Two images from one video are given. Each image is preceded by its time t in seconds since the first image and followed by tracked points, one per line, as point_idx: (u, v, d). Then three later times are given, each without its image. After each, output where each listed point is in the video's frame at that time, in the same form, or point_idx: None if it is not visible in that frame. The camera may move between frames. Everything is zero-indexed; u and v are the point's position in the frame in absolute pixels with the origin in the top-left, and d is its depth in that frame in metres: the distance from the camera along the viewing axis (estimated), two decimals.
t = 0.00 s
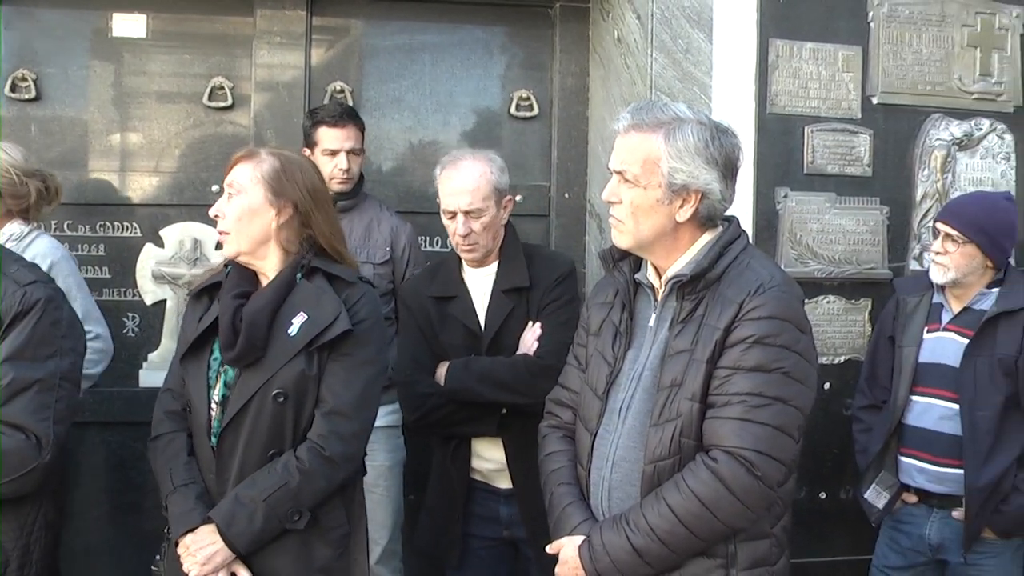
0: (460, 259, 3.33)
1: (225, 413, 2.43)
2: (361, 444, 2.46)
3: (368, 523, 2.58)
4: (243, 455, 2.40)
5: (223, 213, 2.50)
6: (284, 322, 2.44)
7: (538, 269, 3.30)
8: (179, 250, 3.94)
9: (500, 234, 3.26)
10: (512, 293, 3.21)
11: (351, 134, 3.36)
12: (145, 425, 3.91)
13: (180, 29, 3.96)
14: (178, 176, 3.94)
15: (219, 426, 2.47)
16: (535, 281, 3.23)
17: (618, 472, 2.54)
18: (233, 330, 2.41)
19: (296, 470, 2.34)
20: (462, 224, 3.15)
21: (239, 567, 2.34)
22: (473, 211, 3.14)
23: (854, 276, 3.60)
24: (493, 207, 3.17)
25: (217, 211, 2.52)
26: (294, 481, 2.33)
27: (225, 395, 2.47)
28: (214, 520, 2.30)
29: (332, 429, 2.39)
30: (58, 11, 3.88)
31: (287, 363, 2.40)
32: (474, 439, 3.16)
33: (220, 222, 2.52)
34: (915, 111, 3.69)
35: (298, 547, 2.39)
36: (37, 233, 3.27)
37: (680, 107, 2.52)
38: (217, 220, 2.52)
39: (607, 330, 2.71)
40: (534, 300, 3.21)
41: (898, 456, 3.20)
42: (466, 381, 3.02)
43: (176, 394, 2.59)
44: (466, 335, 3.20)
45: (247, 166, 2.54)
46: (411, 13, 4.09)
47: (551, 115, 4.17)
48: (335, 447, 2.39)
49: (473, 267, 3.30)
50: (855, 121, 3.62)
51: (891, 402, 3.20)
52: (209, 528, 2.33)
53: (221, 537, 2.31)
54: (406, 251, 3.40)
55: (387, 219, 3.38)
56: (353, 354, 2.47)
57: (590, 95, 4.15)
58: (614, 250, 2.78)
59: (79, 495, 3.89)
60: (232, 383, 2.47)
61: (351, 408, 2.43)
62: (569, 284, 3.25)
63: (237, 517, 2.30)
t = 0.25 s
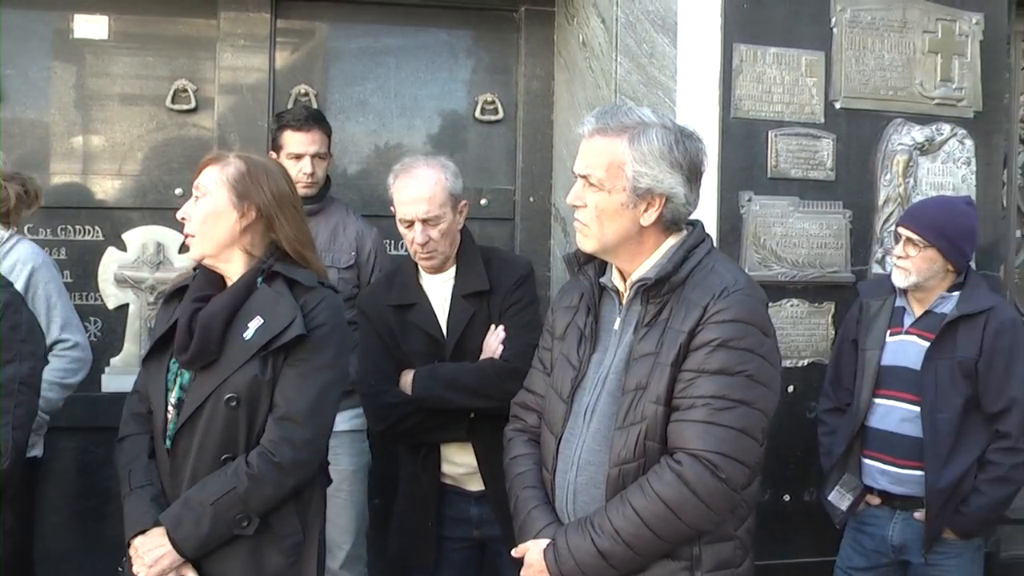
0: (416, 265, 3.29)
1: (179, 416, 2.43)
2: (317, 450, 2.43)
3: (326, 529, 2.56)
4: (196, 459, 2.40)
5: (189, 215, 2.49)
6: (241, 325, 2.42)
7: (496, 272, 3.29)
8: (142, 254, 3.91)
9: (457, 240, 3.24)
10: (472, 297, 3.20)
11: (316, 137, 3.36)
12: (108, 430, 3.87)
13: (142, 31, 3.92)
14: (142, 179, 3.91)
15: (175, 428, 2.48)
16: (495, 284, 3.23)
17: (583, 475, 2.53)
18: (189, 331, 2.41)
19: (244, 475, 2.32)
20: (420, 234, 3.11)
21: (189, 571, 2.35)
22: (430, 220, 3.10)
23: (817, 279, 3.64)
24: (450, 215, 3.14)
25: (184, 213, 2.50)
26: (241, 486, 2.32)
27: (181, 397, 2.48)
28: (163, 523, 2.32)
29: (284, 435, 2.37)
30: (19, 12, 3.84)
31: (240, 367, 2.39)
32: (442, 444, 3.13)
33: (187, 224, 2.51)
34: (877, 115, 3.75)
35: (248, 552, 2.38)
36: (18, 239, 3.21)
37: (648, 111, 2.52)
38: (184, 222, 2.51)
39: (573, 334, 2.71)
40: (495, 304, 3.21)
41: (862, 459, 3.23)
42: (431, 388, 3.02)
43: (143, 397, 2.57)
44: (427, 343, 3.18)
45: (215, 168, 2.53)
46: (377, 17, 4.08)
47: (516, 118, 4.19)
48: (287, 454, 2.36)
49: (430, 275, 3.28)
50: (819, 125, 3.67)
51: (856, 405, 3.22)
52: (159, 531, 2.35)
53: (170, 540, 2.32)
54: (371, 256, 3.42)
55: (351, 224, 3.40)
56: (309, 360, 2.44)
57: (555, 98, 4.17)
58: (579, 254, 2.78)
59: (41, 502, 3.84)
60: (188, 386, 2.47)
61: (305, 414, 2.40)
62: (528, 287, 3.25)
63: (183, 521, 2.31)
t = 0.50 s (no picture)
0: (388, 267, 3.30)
1: (130, 422, 2.42)
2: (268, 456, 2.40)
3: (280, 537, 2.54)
4: (146, 465, 2.38)
5: (150, 220, 2.48)
6: (193, 331, 2.41)
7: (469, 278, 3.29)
8: (98, 259, 3.87)
9: (430, 243, 3.26)
10: (444, 299, 3.20)
11: (276, 142, 3.35)
12: (65, 438, 3.83)
13: (99, 34, 3.89)
14: (99, 184, 3.88)
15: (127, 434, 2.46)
16: (465, 287, 3.24)
17: (542, 481, 2.53)
18: (140, 337, 2.39)
19: (191, 483, 2.31)
20: (395, 233, 3.13)
21: None
22: (406, 220, 3.13)
23: (775, 284, 3.68)
24: (425, 217, 3.17)
25: (145, 217, 2.50)
26: (188, 493, 2.30)
27: (133, 403, 2.46)
28: (110, 529, 2.32)
29: (233, 443, 2.35)
30: None
31: (190, 373, 2.37)
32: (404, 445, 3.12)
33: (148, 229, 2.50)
34: (834, 122, 3.79)
35: (197, 560, 2.36)
36: None
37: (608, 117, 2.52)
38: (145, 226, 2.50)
39: (531, 339, 2.70)
40: (465, 307, 3.22)
41: (821, 463, 3.25)
42: (399, 388, 3.01)
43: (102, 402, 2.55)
44: (396, 343, 3.18)
45: (177, 173, 2.52)
46: (337, 21, 4.07)
47: (475, 124, 4.20)
48: (235, 462, 2.34)
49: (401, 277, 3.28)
50: (777, 132, 3.70)
51: (814, 410, 3.24)
52: (106, 537, 2.34)
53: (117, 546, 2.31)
54: (330, 264, 3.41)
55: (311, 231, 3.39)
56: (261, 367, 2.42)
57: (514, 104, 4.17)
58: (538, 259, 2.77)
59: None
60: (140, 392, 2.45)
61: (254, 422, 2.38)
62: (498, 290, 3.28)
63: (128, 527, 2.30)
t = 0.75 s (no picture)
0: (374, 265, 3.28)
1: (94, 428, 2.39)
2: (235, 462, 2.40)
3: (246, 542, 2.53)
4: (110, 472, 2.35)
5: (113, 223, 2.45)
6: (159, 336, 2.39)
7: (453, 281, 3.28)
8: (58, 263, 3.83)
9: (421, 245, 3.25)
10: (427, 300, 3.19)
11: (239, 145, 3.34)
12: (26, 444, 3.78)
13: (58, 35, 3.85)
14: (59, 187, 3.84)
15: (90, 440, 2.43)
16: (449, 290, 3.22)
17: (505, 484, 2.52)
18: (106, 343, 2.37)
19: (159, 489, 2.29)
20: (387, 229, 3.13)
21: None
22: (399, 218, 3.13)
23: (737, 288, 3.70)
24: (418, 217, 3.16)
25: (107, 220, 2.46)
26: (156, 499, 2.28)
27: (97, 409, 2.43)
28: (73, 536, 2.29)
29: (201, 448, 2.34)
30: None
31: (157, 378, 2.36)
32: (374, 443, 3.10)
33: (110, 232, 2.46)
34: (796, 127, 3.82)
35: (164, 566, 2.34)
36: None
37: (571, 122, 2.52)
38: (106, 229, 2.47)
39: (494, 343, 2.69)
40: (447, 310, 3.21)
41: (784, 466, 3.27)
42: (376, 383, 3.00)
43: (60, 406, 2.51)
44: (376, 339, 3.18)
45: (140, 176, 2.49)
46: (300, 24, 4.05)
47: (439, 127, 4.21)
48: (203, 466, 2.33)
49: (387, 275, 3.27)
50: (739, 136, 3.73)
51: (777, 413, 3.26)
52: (69, 545, 2.32)
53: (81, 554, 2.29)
54: (294, 268, 3.40)
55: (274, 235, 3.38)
56: (228, 372, 2.41)
57: (477, 108, 4.20)
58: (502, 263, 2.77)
59: None
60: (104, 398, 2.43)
61: (221, 426, 2.37)
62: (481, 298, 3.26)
63: (94, 535, 2.27)
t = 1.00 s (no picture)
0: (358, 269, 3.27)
1: (57, 437, 2.36)
2: (202, 469, 2.40)
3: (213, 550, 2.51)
4: (74, 482, 2.32)
5: (71, 229, 2.41)
6: (125, 344, 2.36)
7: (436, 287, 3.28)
8: (14, 268, 3.77)
9: (406, 250, 3.27)
10: (412, 305, 3.19)
11: (199, 151, 3.33)
12: None
13: (13, 39, 3.81)
14: (14, 192, 3.81)
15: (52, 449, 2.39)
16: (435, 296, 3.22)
17: (466, 490, 2.50)
18: (70, 351, 2.34)
19: (128, 497, 2.27)
20: (377, 232, 3.14)
21: None
22: (389, 222, 3.14)
23: (698, 293, 3.71)
24: (406, 221, 3.19)
25: (64, 226, 2.43)
26: (126, 507, 2.26)
27: (59, 418, 2.40)
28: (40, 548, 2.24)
29: (170, 455, 2.33)
30: None
31: (124, 386, 2.33)
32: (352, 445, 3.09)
33: (68, 238, 2.43)
34: (756, 134, 3.86)
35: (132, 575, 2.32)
36: None
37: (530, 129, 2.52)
38: (63, 234, 2.43)
39: (454, 349, 2.66)
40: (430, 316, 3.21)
41: (744, 470, 3.29)
42: (359, 386, 2.98)
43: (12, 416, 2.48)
44: (359, 342, 3.17)
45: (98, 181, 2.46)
46: (260, 29, 4.04)
47: (399, 133, 4.22)
48: (172, 474, 2.32)
49: (371, 280, 3.27)
50: (699, 142, 3.76)
51: (736, 418, 3.28)
52: (34, 557, 2.28)
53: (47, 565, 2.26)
54: (254, 275, 3.40)
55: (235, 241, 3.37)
56: (196, 379, 2.40)
57: (438, 114, 4.21)
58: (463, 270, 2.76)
59: None
60: (66, 407, 2.40)
61: (189, 433, 2.36)
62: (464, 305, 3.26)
63: (64, 545, 2.23)
